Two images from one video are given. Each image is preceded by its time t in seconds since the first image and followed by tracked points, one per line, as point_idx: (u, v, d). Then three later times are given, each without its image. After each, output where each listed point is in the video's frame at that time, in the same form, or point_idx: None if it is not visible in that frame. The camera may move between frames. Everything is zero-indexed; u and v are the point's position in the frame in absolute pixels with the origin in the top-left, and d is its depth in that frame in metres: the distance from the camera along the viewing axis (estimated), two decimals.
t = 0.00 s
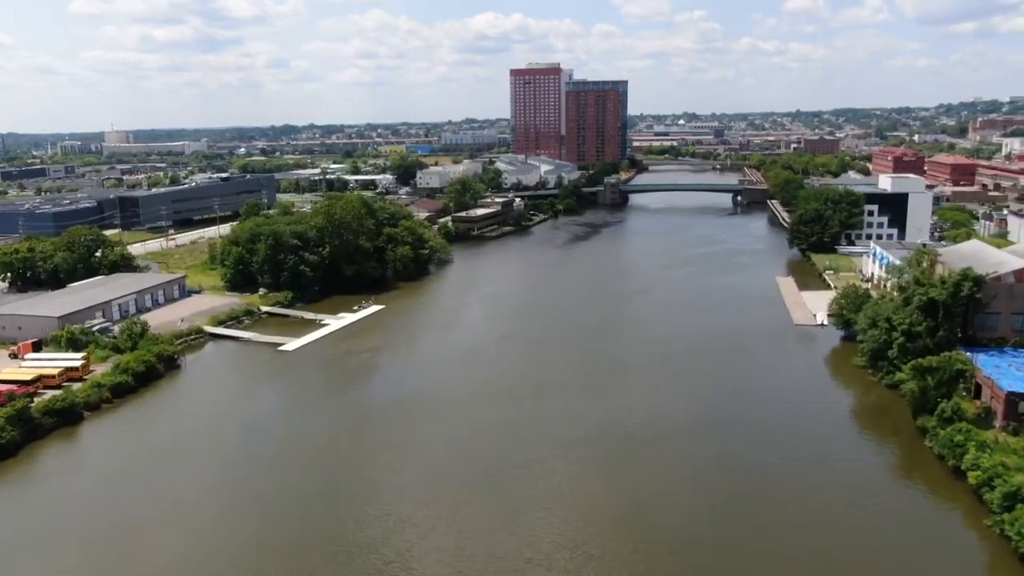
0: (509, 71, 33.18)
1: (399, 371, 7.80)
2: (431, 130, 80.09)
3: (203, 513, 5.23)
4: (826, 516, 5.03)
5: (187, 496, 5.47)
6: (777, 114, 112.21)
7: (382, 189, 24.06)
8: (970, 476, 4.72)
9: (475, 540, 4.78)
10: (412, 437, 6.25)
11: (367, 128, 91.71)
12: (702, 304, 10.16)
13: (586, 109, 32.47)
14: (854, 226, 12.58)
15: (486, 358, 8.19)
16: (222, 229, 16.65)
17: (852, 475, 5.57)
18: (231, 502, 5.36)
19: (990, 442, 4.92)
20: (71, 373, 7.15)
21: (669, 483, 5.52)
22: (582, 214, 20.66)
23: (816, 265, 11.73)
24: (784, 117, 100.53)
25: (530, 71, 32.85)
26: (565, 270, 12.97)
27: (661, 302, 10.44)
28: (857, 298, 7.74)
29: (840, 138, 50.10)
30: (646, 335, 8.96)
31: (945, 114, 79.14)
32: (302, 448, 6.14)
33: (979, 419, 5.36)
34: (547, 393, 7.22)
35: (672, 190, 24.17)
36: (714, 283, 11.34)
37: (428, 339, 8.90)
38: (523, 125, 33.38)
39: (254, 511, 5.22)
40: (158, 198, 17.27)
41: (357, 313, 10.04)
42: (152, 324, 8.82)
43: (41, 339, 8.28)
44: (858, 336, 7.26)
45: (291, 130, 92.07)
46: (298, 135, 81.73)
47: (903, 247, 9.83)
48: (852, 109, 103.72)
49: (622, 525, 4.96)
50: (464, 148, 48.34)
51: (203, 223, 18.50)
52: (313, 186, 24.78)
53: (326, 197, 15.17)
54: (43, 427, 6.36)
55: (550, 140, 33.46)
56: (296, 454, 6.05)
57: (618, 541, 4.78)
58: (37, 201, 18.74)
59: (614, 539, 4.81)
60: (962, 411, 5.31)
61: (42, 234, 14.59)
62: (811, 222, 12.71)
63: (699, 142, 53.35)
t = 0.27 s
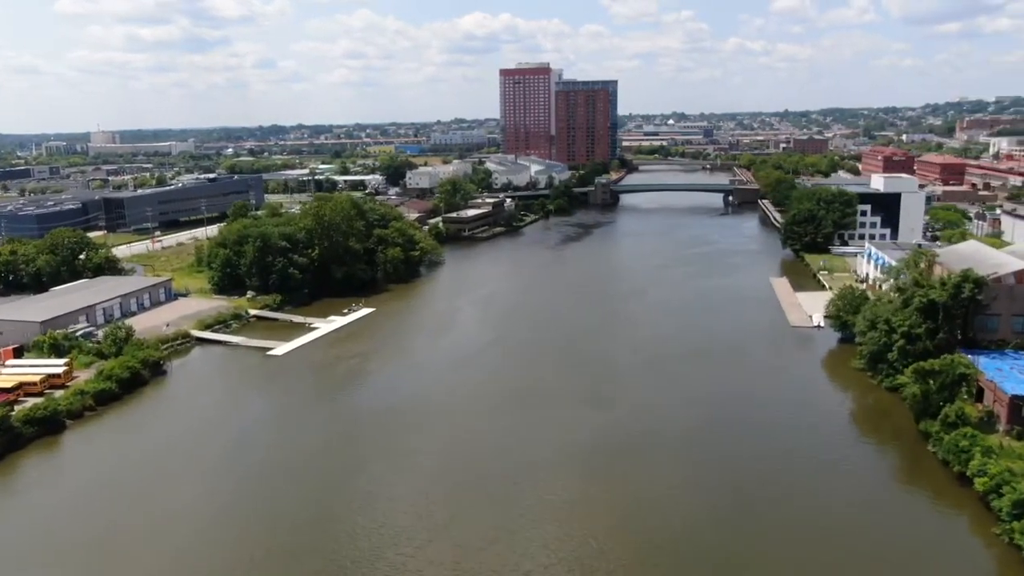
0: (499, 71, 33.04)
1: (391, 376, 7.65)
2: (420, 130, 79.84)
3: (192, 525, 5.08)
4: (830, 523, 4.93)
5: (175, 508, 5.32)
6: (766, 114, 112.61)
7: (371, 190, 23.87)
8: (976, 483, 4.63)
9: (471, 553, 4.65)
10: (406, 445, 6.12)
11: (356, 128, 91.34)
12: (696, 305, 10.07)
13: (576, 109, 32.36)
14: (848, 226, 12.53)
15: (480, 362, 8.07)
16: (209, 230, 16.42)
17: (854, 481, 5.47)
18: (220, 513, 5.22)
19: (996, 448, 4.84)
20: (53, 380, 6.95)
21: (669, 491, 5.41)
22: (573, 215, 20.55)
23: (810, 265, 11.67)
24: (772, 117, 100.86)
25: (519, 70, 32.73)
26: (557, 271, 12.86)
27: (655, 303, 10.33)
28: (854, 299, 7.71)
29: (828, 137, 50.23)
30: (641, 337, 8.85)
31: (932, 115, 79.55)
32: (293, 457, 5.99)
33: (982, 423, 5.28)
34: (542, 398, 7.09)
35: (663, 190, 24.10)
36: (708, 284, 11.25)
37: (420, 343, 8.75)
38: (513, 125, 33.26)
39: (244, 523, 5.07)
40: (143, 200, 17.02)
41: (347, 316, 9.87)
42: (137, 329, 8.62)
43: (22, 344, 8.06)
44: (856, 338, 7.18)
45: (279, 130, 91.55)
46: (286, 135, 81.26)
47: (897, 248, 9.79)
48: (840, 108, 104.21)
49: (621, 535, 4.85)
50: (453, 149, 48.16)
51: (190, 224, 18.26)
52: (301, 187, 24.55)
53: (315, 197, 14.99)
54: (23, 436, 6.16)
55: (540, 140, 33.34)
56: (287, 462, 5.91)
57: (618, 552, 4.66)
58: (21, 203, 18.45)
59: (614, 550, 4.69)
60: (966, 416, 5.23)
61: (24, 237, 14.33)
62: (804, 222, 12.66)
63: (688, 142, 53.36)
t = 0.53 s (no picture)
0: (490, 70, 32.91)
1: (384, 381, 7.53)
2: (410, 130, 79.61)
3: (180, 536, 4.95)
4: (832, 530, 4.84)
5: (163, 518, 5.18)
6: (756, 114, 112.92)
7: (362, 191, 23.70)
8: (982, 490, 4.55)
9: (467, 563, 4.55)
10: (400, 452, 6.00)
11: (345, 128, 91.01)
12: (692, 307, 9.98)
13: (567, 109, 32.26)
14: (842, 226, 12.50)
15: (474, 366, 7.96)
16: (198, 232, 16.23)
17: (857, 485, 5.39)
18: (210, 523, 5.09)
19: (1000, 453, 4.77)
20: (36, 387, 6.78)
21: (669, 497, 5.31)
22: (565, 215, 20.46)
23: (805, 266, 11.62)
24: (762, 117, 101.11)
25: (510, 70, 32.63)
26: (550, 273, 12.76)
27: (650, 305, 10.24)
28: (851, 301, 7.70)
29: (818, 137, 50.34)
30: (637, 340, 8.76)
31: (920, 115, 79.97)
32: (284, 464, 5.87)
33: (985, 428, 5.20)
34: (538, 402, 6.98)
35: (655, 189, 24.05)
36: (703, 285, 11.17)
37: (414, 346, 8.63)
38: (504, 125, 33.15)
39: (235, 533, 4.95)
40: (131, 201, 16.79)
41: (338, 319, 9.74)
42: (124, 333, 8.45)
43: (5, 349, 7.88)
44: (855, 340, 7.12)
45: (268, 131, 91.09)
46: (275, 135, 80.91)
47: (894, 248, 9.74)
48: (829, 108, 104.57)
49: (620, 544, 4.74)
50: (443, 149, 48.00)
51: (178, 226, 18.05)
52: (291, 187, 24.36)
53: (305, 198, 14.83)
54: (5, 445, 5.99)
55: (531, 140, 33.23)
56: (278, 469, 5.79)
57: (617, 561, 4.56)
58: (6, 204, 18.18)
59: (613, 559, 4.59)
60: (969, 420, 5.15)
61: (9, 239, 14.11)
62: (798, 222, 12.63)
63: (680, 143, 53.31)
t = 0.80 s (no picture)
0: (481, 70, 32.79)
1: (377, 384, 7.40)
2: (401, 130, 79.36)
3: (169, 545, 4.82)
4: (838, 536, 4.75)
5: (152, 526, 5.06)
6: (746, 115, 113.20)
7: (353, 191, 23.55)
8: (989, 496, 4.47)
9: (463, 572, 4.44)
10: (394, 458, 5.89)
11: (336, 128, 90.65)
12: (687, 308, 9.90)
13: (558, 109, 32.15)
14: (836, 226, 12.46)
15: (469, 369, 7.84)
16: (186, 233, 16.04)
17: (860, 489, 5.30)
18: (200, 532, 4.97)
19: (1005, 459, 4.70)
20: (21, 393, 6.62)
21: (668, 502, 5.22)
22: (557, 216, 20.37)
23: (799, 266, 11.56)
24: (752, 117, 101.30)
25: (501, 70, 32.54)
26: (544, 273, 12.66)
27: (645, 306, 10.16)
28: (850, 302, 7.65)
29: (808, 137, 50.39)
30: (632, 341, 8.68)
31: (909, 115, 80.34)
32: (275, 470, 5.75)
33: (988, 432, 5.14)
34: (534, 405, 6.89)
35: (647, 190, 23.99)
36: (697, 286, 11.10)
37: (407, 349, 8.51)
38: (495, 125, 33.03)
39: (226, 542, 4.83)
40: (119, 203, 16.58)
41: (330, 321, 9.61)
42: (111, 337, 8.29)
43: None
44: (854, 341, 7.06)
45: (258, 131, 90.62)
46: (265, 135, 80.49)
47: (889, 248, 9.69)
48: (819, 108, 104.89)
49: (620, 552, 4.64)
50: (434, 149, 47.80)
51: (167, 227, 17.85)
52: (281, 188, 24.18)
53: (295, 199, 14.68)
54: None
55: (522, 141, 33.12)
56: (270, 476, 5.66)
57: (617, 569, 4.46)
58: None
59: (612, 567, 4.49)
60: (973, 424, 5.09)
61: None
62: (793, 222, 12.58)
63: (671, 142, 53.30)
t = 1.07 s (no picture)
0: (474, 70, 32.67)
1: (372, 388, 7.27)
2: (393, 130, 79.12)
3: (160, 554, 4.72)
4: (845, 545, 4.65)
5: (140, 537, 4.93)
6: (738, 115, 113.44)
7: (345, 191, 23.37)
8: (1002, 505, 4.37)
9: None
10: (388, 465, 5.76)
11: (327, 128, 90.31)
12: (685, 310, 9.80)
13: (552, 109, 31.98)
14: (833, 226, 12.39)
15: (464, 371, 7.72)
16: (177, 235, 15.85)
17: (867, 497, 5.20)
18: (189, 543, 4.83)
19: (1017, 465, 4.60)
20: (6, 401, 6.45)
21: (671, 510, 5.11)
22: (552, 216, 20.25)
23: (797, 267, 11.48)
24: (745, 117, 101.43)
25: (494, 70, 32.43)
26: (540, 275, 12.55)
27: (642, 308, 10.06)
28: (852, 305, 7.57)
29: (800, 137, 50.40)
30: (630, 344, 8.56)
31: (900, 114, 80.54)
32: (267, 478, 5.62)
33: (997, 438, 5.05)
34: (532, 410, 6.78)
35: (641, 190, 23.91)
36: (694, 287, 11.00)
37: (402, 352, 8.38)
38: (488, 125, 32.91)
39: (215, 555, 4.69)
40: (108, 204, 16.35)
41: (323, 324, 9.46)
42: (99, 342, 8.12)
43: None
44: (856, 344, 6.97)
45: (249, 131, 90.19)
46: (256, 136, 80.09)
47: (889, 249, 9.62)
48: (810, 108, 105.10)
49: (623, 564, 4.52)
50: (427, 149, 47.61)
51: (157, 229, 17.63)
52: (273, 188, 23.97)
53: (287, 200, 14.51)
54: None
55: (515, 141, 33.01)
56: (259, 485, 5.53)
57: None
58: None
59: None
60: (982, 429, 4.99)
61: None
62: (790, 223, 12.50)
63: (664, 142, 53.27)
